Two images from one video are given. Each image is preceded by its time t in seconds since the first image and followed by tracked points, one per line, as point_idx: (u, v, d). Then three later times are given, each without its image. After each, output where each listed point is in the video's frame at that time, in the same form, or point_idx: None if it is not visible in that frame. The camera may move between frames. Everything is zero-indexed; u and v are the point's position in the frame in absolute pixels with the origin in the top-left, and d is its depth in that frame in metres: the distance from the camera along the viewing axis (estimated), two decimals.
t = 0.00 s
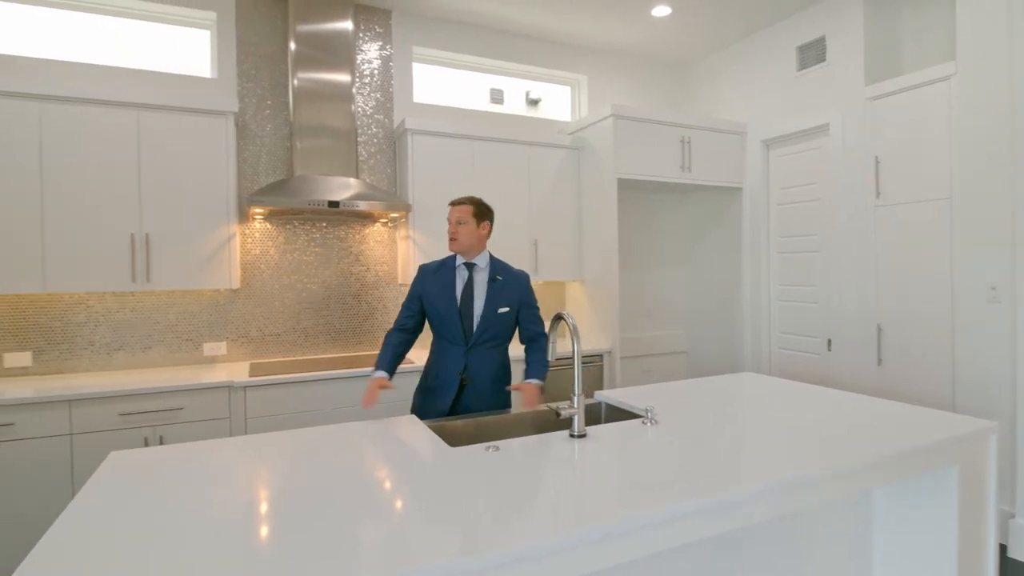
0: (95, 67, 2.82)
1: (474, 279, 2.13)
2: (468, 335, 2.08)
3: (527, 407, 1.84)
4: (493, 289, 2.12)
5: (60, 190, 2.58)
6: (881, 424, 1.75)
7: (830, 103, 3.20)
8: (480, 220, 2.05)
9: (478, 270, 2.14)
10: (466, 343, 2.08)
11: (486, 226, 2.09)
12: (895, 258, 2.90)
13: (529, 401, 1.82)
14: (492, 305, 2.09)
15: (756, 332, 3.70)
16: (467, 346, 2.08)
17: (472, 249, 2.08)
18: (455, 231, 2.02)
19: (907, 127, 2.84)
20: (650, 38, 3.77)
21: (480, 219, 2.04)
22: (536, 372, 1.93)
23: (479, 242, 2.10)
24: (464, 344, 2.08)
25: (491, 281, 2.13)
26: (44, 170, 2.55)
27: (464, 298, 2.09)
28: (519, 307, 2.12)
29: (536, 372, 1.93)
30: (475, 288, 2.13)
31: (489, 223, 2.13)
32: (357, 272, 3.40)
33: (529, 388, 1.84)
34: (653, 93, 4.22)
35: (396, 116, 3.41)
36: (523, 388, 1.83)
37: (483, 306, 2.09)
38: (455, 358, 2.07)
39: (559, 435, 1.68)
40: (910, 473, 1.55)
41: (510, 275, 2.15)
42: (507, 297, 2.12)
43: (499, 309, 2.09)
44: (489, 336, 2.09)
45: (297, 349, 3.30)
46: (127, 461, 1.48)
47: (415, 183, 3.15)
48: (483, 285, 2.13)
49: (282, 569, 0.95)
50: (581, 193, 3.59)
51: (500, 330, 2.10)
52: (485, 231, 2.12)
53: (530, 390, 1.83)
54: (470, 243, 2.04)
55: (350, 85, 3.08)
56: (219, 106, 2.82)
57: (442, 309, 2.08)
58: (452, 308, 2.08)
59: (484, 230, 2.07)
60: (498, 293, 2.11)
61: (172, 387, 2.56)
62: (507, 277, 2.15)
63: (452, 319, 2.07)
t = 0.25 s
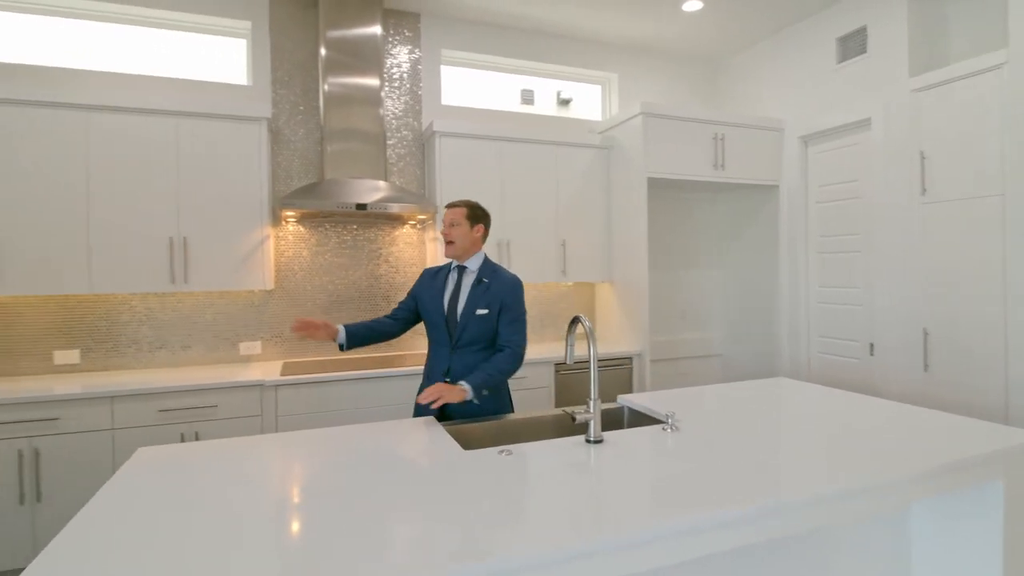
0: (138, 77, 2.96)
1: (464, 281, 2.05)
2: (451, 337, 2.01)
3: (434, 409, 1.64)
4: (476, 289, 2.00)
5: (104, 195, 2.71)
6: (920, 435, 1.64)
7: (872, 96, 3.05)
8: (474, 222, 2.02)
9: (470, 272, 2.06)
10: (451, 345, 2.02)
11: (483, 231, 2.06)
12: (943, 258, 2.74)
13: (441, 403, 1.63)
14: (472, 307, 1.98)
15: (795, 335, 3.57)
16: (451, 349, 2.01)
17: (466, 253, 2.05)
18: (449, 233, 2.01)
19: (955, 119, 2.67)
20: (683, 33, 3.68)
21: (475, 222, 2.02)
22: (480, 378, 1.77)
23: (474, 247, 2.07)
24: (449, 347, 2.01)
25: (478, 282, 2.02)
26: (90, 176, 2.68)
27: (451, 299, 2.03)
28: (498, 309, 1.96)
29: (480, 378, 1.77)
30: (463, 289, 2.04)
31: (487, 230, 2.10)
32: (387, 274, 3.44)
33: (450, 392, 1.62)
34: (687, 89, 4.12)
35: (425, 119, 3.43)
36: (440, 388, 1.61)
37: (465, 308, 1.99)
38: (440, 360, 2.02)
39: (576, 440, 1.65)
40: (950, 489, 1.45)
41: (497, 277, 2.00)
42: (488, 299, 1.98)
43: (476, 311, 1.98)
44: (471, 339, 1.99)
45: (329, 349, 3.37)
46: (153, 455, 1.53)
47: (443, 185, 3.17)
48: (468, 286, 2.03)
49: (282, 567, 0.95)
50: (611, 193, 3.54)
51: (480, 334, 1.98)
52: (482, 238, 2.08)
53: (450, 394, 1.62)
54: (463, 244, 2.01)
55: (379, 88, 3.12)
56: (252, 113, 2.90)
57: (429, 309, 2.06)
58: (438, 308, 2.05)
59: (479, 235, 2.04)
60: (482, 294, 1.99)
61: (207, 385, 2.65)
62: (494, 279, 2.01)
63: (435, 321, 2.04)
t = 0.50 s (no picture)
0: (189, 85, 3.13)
1: (446, 280, 2.02)
2: (429, 337, 1.99)
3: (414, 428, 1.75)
4: (453, 289, 1.95)
5: (154, 198, 2.85)
6: (970, 448, 1.53)
7: (926, 87, 2.88)
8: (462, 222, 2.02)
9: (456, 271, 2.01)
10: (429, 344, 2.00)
11: (473, 233, 2.05)
12: (1003, 259, 2.55)
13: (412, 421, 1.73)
14: (447, 307, 1.94)
15: (843, 339, 3.41)
16: (428, 347, 1.99)
17: (453, 253, 2.03)
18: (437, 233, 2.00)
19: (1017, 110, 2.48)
20: (724, 27, 3.58)
21: (464, 222, 2.01)
22: (443, 385, 1.73)
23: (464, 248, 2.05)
24: (428, 346, 1.99)
25: (457, 281, 1.97)
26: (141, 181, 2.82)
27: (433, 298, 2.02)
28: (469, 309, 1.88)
29: (445, 386, 1.72)
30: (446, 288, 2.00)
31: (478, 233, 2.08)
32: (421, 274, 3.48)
33: (412, 410, 1.72)
34: (729, 85, 4.00)
35: (460, 120, 3.45)
36: (399, 411, 1.74)
37: (440, 307, 1.95)
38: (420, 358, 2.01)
39: (598, 444, 1.62)
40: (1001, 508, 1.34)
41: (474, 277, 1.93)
42: (461, 298, 1.91)
43: (447, 310, 1.92)
44: (446, 339, 1.95)
45: (365, 347, 3.44)
46: (187, 449, 1.59)
47: (475, 185, 3.18)
48: (447, 285, 1.98)
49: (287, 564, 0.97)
50: (647, 192, 3.47)
51: (453, 334, 1.92)
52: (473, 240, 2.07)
53: (415, 411, 1.72)
54: (451, 243, 1.99)
55: (413, 90, 3.16)
56: (291, 117, 2.98)
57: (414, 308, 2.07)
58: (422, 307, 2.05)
59: (468, 236, 2.03)
60: (457, 294, 1.94)
61: (246, 381, 2.74)
62: (473, 278, 1.94)
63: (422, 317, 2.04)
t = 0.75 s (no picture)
0: (235, 91, 3.24)
1: (438, 279, 2.02)
2: (420, 337, 2.00)
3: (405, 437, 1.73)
4: (441, 288, 1.94)
5: (202, 199, 2.96)
6: None
7: (991, 75, 2.68)
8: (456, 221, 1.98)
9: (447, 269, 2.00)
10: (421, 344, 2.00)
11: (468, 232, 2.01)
12: None
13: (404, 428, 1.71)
14: (432, 307, 1.93)
15: (898, 344, 3.22)
16: (420, 348, 2.00)
17: (446, 252, 2.01)
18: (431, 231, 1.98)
19: None
20: (770, 18, 3.44)
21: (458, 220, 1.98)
22: (429, 389, 1.73)
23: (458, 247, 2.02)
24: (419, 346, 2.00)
25: (444, 280, 1.96)
26: (190, 183, 2.94)
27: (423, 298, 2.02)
28: (452, 308, 1.87)
29: (432, 390, 1.72)
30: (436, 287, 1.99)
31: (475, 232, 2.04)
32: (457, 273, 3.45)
33: (405, 415, 1.71)
34: (776, 78, 3.85)
35: (497, 119, 3.45)
36: (390, 417, 1.72)
37: (426, 307, 1.95)
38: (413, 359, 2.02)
39: (626, 449, 1.58)
40: None
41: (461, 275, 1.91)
42: (443, 298, 1.90)
43: (433, 309, 1.91)
44: (435, 339, 1.94)
45: (403, 345, 3.47)
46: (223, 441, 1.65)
47: (511, 184, 3.16)
48: (437, 284, 1.97)
49: (301, 562, 0.97)
50: (688, 190, 3.38)
51: (440, 334, 1.91)
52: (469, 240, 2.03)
53: (408, 417, 1.71)
54: (442, 242, 1.97)
55: (450, 91, 3.17)
56: (331, 119, 3.04)
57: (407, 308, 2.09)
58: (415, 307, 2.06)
59: (463, 235, 1.99)
60: (442, 293, 1.93)
61: (286, 376, 2.81)
62: (457, 276, 1.93)
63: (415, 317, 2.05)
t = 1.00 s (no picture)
0: (277, 93, 3.30)
1: (432, 281, 2.00)
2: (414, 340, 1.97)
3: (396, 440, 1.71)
4: (434, 290, 1.92)
5: (244, 199, 3.03)
6: None
7: None
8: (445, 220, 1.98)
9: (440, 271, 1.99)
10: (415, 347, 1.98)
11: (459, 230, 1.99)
12: None
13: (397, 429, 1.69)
14: (424, 309, 1.91)
15: (963, 349, 3.00)
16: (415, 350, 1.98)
17: (437, 252, 2.02)
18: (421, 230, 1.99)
19: None
20: (821, 3, 3.27)
21: (446, 220, 1.96)
22: (425, 392, 1.71)
23: (449, 245, 2.01)
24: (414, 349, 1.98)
25: (437, 282, 1.95)
26: (232, 183, 3.02)
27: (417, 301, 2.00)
28: (445, 309, 1.84)
29: (426, 392, 1.71)
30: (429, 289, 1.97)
31: (466, 229, 2.02)
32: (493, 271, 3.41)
33: (397, 416, 1.70)
34: (828, 68, 3.66)
35: (534, 115, 3.40)
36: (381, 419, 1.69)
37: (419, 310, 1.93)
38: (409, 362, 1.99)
39: (658, 457, 1.50)
40: None
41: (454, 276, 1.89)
42: (435, 299, 1.88)
43: (426, 311, 1.89)
44: (429, 341, 1.92)
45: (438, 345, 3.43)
46: (252, 438, 1.67)
47: (546, 182, 3.11)
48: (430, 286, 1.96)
49: (311, 566, 0.96)
50: (732, 186, 3.24)
51: (433, 336, 1.89)
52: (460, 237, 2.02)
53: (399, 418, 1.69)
54: (432, 244, 1.97)
55: (486, 88, 3.14)
56: (368, 118, 3.06)
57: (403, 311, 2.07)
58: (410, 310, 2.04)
59: (453, 234, 1.98)
60: (434, 295, 1.91)
61: (323, 373, 2.84)
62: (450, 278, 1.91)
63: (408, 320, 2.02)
